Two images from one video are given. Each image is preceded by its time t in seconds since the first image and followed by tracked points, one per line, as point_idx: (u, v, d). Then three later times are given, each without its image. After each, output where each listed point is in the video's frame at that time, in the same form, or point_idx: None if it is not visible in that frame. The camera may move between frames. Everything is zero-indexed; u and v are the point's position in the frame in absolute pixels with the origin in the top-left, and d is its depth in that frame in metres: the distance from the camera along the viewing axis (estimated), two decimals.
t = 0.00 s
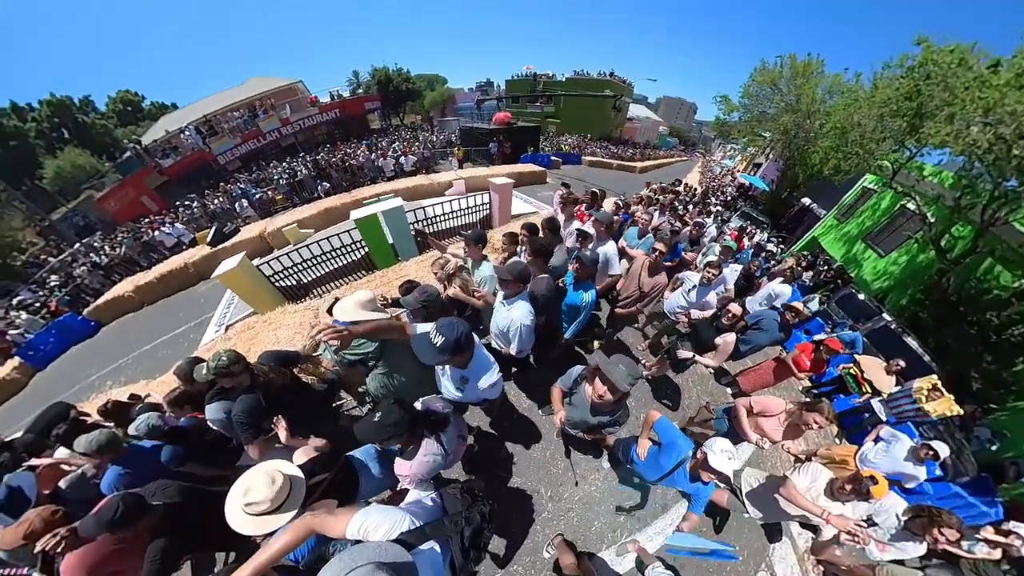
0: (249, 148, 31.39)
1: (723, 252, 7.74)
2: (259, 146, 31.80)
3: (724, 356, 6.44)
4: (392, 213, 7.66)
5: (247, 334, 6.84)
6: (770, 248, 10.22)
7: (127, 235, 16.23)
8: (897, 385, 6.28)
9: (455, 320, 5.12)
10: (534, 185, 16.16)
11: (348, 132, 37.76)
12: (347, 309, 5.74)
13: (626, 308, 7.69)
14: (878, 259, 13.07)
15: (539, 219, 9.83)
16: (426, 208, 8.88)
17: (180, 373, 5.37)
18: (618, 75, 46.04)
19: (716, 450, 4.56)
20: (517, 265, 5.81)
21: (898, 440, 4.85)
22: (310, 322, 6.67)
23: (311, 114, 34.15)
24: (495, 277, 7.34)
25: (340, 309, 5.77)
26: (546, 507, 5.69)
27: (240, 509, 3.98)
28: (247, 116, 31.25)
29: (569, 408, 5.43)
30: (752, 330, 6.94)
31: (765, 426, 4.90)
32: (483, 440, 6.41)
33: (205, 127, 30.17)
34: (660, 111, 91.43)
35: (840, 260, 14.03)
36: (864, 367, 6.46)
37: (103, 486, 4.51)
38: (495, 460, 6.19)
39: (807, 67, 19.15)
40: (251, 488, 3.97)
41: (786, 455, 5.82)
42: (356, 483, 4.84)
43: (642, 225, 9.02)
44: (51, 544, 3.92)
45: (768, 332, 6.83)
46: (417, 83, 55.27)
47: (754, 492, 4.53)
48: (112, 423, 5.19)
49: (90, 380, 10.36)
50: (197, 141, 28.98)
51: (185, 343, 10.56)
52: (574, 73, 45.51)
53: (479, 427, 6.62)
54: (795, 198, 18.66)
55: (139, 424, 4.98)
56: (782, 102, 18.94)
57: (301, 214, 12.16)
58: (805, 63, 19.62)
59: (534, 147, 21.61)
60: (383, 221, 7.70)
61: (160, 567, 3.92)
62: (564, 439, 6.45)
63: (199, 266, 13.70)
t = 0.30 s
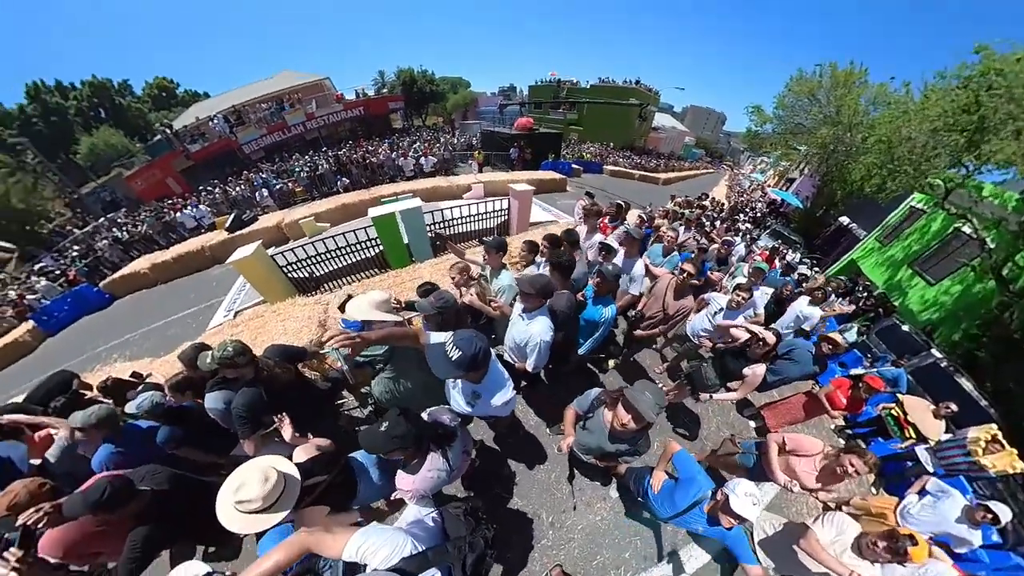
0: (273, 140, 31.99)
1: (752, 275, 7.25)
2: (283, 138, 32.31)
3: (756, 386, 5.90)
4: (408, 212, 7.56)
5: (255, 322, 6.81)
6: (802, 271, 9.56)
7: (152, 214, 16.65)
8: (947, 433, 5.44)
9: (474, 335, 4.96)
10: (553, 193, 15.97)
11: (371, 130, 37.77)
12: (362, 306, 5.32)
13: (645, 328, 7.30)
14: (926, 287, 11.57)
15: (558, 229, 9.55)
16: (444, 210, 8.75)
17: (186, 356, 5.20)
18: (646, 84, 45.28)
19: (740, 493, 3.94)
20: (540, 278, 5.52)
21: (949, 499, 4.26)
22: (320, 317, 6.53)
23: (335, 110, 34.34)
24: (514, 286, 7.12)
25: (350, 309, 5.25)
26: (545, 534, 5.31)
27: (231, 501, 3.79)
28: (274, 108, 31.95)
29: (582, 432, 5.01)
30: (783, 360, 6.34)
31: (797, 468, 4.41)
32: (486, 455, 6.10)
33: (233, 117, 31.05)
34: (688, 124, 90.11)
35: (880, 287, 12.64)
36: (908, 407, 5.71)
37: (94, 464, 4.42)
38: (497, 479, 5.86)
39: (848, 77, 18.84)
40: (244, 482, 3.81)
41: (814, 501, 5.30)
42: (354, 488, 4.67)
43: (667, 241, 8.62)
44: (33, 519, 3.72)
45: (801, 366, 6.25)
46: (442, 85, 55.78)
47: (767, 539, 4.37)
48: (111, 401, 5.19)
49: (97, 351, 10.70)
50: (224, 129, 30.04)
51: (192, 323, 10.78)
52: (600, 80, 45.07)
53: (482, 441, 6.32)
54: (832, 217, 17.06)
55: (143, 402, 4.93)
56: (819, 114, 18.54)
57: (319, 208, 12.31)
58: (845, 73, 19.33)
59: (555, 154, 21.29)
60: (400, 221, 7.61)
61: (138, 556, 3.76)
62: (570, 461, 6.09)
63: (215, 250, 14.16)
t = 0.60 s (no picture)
0: (299, 134, 33.40)
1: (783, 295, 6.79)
2: (309, 133, 33.56)
3: (781, 416, 5.69)
4: (427, 213, 7.52)
5: (268, 310, 6.82)
6: (837, 293, 8.95)
7: (177, 197, 17.05)
8: (1007, 485, 4.83)
9: (495, 335, 4.59)
10: (573, 202, 15.71)
11: (393, 129, 38.66)
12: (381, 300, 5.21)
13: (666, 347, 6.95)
14: (984, 317, 10.49)
15: (578, 238, 9.30)
16: (463, 212, 8.66)
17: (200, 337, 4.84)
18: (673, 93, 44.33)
19: (760, 530, 3.49)
20: (561, 285, 5.31)
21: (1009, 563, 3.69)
22: (332, 311, 6.47)
23: (360, 109, 35.47)
24: (533, 292, 6.96)
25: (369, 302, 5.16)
26: (545, 557, 4.99)
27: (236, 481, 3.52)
28: (302, 105, 33.12)
29: (596, 453, 4.69)
30: (814, 392, 5.87)
31: (828, 501, 3.94)
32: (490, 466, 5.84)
33: (262, 109, 31.96)
34: (716, 137, 88.11)
35: (928, 316, 11.69)
36: (957, 453, 5.20)
37: (99, 432, 4.25)
38: (499, 493, 5.57)
39: (894, 85, 16.28)
40: (248, 461, 3.52)
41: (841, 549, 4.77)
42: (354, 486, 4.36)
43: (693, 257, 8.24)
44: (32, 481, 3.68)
45: (834, 400, 5.74)
46: (465, 89, 56.26)
47: None
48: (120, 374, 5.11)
49: (111, 325, 10.93)
50: (252, 121, 31.07)
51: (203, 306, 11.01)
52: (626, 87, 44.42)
53: (486, 452, 6.08)
54: (874, 237, 16.12)
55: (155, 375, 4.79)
56: (860, 125, 16.13)
57: (339, 203, 12.44)
58: (895, 77, 16.62)
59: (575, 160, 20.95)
60: (418, 220, 7.63)
61: (129, 532, 3.53)
62: (577, 480, 5.74)
63: (234, 237, 14.47)
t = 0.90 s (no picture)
0: (324, 133, 34.17)
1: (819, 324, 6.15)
2: (333, 132, 34.32)
3: (815, 461, 4.83)
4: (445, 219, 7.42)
5: (281, 305, 6.86)
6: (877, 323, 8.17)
7: (205, 186, 17.59)
8: None
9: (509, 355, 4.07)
10: (592, 211, 15.24)
11: (416, 133, 39.10)
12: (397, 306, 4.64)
13: (688, 372, 6.45)
14: None
15: (598, 251, 8.95)
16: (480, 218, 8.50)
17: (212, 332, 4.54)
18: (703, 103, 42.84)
19: None
20: (581, 301, 4.99)
21: None
22: (342, 309, 6.36)
23: (383, 110, 36.12)
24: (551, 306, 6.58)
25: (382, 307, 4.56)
26: None
27: (244, 485, 3.23)
28: (328, 104, 33.90)
29: (604, 484, 4.17)
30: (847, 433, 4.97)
31: (862, 552, 3.45)
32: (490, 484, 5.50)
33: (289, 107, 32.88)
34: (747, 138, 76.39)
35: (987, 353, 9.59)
36: None
37: (105, 413, 3.96)
38: (498, 514, 5.26)
39: (949, 91, 14.96)
40: (264, 471, 3.19)
41: None
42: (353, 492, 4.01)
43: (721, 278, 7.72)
44: (45, 457, 3.58)
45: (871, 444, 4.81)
46: (489, 94, 56.48)
47: None
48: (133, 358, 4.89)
49: (128, 305, 11.26)
50: (279, 118, 32.14)
51: (218, 295, 11.00)
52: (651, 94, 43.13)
53: (488, 469, 5.78)
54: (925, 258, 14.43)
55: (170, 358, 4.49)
56: (908, 136, 14.74)
57: (358, 203, 12.51)
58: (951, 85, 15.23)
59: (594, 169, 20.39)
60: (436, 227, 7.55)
61: (126, 517, 3.28)
62: (581, 508, 5.36)
63: (253, 229, 15.08)
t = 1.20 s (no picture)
0: (348, 134, 34.51)
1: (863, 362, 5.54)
2: (356, 133, 34.62)
3: (865, 536, 3.89)
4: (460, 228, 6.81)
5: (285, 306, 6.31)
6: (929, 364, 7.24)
7: (228, 180, 17.52)
8: None
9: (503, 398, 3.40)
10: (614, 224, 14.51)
11: (437, 137, 38.90)
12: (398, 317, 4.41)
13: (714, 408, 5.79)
14: None
15: (619, 271, 8.30)
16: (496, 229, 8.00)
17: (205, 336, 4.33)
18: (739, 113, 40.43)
19: None
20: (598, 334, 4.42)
21: None
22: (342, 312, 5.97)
23: (405, 114, 36.11)
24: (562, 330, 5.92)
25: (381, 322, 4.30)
26: None
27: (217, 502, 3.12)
28: (353, 106, 34.12)
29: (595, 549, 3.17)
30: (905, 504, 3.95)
31: None
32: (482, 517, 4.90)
33: (315, 109, 33.54)
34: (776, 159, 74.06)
35: None
36: None
37: (103, 406, 4.00)
38: (487, 554, 4.67)
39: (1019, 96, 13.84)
40: (239, 490, 3.06)
41: None
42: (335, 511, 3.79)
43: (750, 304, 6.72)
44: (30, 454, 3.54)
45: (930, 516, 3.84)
46: (511, 100, 56.11)
47: None
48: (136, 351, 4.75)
49: (145, 292, 10.25)
50: (304, 119, 32.90)
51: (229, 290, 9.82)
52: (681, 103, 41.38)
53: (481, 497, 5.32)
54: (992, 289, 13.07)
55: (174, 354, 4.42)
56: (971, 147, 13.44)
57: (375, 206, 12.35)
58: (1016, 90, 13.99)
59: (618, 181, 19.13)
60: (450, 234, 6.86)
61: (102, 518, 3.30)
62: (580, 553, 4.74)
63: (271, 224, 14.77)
